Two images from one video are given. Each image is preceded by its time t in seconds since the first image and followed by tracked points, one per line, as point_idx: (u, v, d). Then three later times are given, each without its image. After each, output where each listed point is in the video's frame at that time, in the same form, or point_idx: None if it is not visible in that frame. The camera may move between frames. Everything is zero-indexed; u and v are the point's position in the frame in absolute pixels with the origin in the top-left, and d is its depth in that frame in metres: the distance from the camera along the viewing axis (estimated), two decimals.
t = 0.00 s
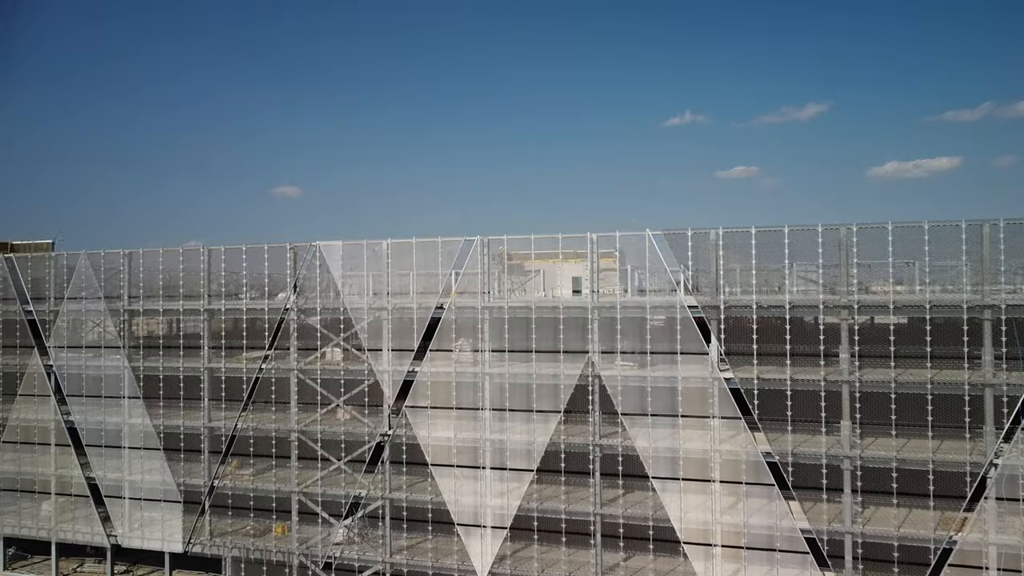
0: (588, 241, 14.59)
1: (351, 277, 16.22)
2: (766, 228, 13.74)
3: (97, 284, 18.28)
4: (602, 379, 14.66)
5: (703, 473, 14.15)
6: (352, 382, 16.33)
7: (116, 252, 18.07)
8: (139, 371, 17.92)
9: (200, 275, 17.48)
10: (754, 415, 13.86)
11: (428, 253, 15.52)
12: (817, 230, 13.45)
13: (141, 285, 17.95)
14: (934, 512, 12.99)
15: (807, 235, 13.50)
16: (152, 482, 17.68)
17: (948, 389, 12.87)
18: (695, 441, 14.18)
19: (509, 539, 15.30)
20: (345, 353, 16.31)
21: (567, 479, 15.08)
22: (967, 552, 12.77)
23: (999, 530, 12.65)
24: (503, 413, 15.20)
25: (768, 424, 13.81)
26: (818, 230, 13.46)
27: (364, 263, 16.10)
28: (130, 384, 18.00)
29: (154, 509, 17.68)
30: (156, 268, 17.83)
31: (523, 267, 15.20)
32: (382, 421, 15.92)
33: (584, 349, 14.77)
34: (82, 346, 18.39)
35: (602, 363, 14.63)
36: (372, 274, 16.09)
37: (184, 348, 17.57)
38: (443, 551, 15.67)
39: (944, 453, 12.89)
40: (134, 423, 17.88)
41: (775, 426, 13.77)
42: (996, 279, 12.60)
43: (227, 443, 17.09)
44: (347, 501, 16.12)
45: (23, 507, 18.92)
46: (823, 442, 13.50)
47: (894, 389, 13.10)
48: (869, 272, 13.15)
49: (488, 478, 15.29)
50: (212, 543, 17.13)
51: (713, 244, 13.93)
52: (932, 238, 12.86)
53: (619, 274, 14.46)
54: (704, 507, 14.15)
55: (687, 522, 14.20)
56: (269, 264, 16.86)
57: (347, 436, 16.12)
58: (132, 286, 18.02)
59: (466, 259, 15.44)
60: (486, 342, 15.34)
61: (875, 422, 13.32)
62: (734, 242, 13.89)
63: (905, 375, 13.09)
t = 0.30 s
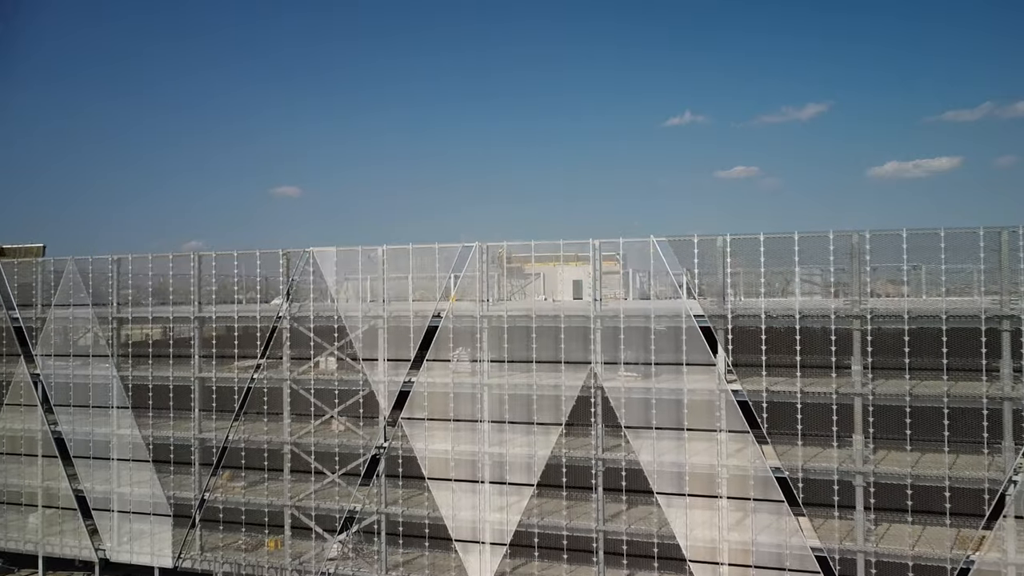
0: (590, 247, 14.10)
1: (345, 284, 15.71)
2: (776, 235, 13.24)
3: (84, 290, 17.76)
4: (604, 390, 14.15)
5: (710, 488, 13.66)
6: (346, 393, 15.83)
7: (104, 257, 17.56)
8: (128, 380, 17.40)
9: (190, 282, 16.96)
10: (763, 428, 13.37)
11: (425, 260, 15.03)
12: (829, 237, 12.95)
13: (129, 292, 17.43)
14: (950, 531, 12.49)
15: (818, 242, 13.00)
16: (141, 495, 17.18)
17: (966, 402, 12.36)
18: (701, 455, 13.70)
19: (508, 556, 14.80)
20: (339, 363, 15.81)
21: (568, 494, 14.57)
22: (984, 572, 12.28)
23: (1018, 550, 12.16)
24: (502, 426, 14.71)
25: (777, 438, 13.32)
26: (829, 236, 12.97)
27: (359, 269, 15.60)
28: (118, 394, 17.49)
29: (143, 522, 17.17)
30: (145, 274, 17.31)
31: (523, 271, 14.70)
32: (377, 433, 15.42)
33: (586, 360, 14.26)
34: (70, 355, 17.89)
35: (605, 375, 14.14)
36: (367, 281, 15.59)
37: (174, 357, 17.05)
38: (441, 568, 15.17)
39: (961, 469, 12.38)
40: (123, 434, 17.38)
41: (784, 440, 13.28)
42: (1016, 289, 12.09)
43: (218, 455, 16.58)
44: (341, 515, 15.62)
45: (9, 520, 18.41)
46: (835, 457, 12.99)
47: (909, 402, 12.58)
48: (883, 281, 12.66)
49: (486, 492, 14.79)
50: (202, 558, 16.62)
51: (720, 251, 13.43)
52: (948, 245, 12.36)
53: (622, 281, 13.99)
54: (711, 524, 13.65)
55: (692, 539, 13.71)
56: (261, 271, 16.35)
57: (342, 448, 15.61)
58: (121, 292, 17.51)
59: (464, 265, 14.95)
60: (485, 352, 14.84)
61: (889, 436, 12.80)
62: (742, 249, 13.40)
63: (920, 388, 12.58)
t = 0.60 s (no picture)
0: (592, 256, 13.62)
1: (340, 293, 15.23)
2: (785, 243, 12.73)
3: (72, 299, 17.27)
4: (607, 405, 13.67)
5: (717, 507, 13.18)
6: (341, 406, 15.36)
7: (92, 265, 17.07)
8: (116, 392, 16.90)
9: (180, 291, 16.47)
10: (772, 445, 12.87)
11: (422, 268, 14.54)
12: (841, 246, 12.43)
13: (118, 301, 16.94)
14: (968, 554, 11.97)
15: (829, 251, 12.49)
16: (130, 510, 16.70)
17: (984, 420, 11.87)
18: (708, 473, 13.21)
19: None
20: (333, 375, 15.28)
21: (569, 512, 13.97)
22: None
23: None
24: (501, 441, 14.22)
25: (787, 455, 12.83)
26: (840, 246, 12.45)
27: (354, 278, 15.13)
28: (107, 406, 17.00)
29: (132, 538, 16.70)
30: (133, 283, 16.80)
31: (523, 274, 14.18)
32: (372, 448, 14.97)
33: (588, 373, 13.79)
34: (57, 365, 17.39)
35: (608, 389, 13.66)
36: (362, 290, 15.12)
37: (163, 368, 16.55)
38: None
39: (979, 489, 11.90)
40: (111, 447, 16.90)
41: (794, 457, 12.80)
42: None
43: (208, 469, 16.09)
44: (335, 532, 15.14)
45: None
46: (847, 476, 12.51)
47: (924, 419, 12.11)
48: (897, 292, 12.17)
49: (485, 510, 14.31)
50: None
51: (727, 260, 12.94)
52: (966, 255, 11.84)
53: (626, 291, 13.51)
54: (718, 544, 13.17)
55: (699, 559, 13.25)
56: (252, 279, 15.86)
57: (336, 463, 15.16)
58: (109, 301, 17.01)
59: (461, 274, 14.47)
60: (484, 364, 14.35)
61: (903, 454, 12.32)
62: (750, 259, 12.89)
63: (936, 405, 12.09)
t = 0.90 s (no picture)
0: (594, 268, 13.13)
1: (334, 305, 14.75)
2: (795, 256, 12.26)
3: (59, 310, 16.80)
4: (610, 422, 13.25)
5: (724, 529, 12.71)
6: (334, 422, 14.82)
7: (79, 276, 16.60)
8: (104, 406, 16.43)
9: (169, 302, 16.01)
10: (782, 466, 12.37)
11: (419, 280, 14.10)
12: (853, 258, 11.95)
13: (106, 312, 16.46)
14: None
15: (841, 264, 12.04)
16: (119, 527, 16.23)
17: (1003, 440, 11.42)
18: (714, 494, 12.75)
19: None
20: (327, 389, 14.84)
21: (571, 532, 13.47)
22: None
23: None
24: (501, 459, 13.75)
25: (797, 476, 12.35)
26: (852, 258, 11.96)
27: (348, 290, 14.64)
28: (94, 420, 16.53)
29: (120, 556, 16.22)
30: (122, 294, 16.35)
31: (524, 277, 13.69)
32: (367, 465, 14.48)
33: (590, 389, 13.31)
34: (43, 378, 16.92)
35: (611, 406, 13.18)
36: (357, 302, 14.63)
37: (153, 381, 16.09)
38: None
39: (997, 512, 11.44)
40: (99, 462, 16.43)
41: (805, 478, 12.31)
42: None
43: (199, 486, 15.62)
44: (329, 552, 14.68)
45: None
46: (860, 498, 12.04)
47: (941, 440, 11.66)
48: (912, 307, 11.73)
49: (484, 531, 13.82)
50: None
51: (734, 274, 12.47)
52: (985, 268, 11.31)
53: (629, 304, 13.06)
54: (725, 567, 12.70)
55: None
56: (243, 291, 15.37)
57: (330, 481, 14.70)
58: (97, 312, 16.54)
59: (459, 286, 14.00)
60: (482, 379, 13.88)
61: (919, 475, 11.83)
62: (759, 272, 12.40)
63: (953, 425, 11.64)
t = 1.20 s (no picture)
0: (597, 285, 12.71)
1: (327, 322, 14.26)
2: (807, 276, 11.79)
3: (43, 325, 16.26)
4: (613, 446, 12.73)
5: (733, 558, 12.20)
6: (327, 443, 14.34)
7: (64, 290, 16.10)
8: (90, 425, 15.90)
9: (157, 318, 15.50)
10: (794, 493, 11.85)
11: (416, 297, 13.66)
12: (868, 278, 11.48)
13: (91, 328, 15.94)
14: None
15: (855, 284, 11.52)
16: (105, 551, 15.70)
17: None
18: (722, 521, 12.24)
19: None
20: (320, 410, 14.32)
21: (573, 561, 12.92)
22: None
23: None
24: (499, 484, 13.22)
25: (809, 504, 11.79)
26: (867, 277, 11.52)
27: (342, 307, 14.18)
28: (79, 439, 16.00)
29: None
30: (108, 309, 15.83)
31: (523, 284, 13.28)
32: (361, 488, 14.01)
33: (593, 412, 12.78)
34: (27, 396, 16.38)
35: (614, 429, 12.66)
36: (351, 319, 14.14)
37: (139, 400, 15.55)
38: None
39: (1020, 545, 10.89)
40: (85, 483, 15.91)
41: (817, 506, 11.78)
42: None
43: (187, 508, 15.11)
44: None
45: None
46: (875, 527, 11.52)
47: (960, 467, 11.12)
48: (930, 330, 11.29)
49: (482, 558, 13.29)
50: None
51: (742, 292, 12.00)
52: (1006, 290, 10.91)
53: (633, 323, 12.60)
54: None
55: None
56: (232, 307, 14.85)
57: (322, 504, 14.16)
58: (82, 328, 16.01)
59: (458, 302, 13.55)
60: (480, 401, 13.35)
61: (937, 505, 11.30)
62: (769, 292, 11.97)
63: (974, 453, 11.09)
